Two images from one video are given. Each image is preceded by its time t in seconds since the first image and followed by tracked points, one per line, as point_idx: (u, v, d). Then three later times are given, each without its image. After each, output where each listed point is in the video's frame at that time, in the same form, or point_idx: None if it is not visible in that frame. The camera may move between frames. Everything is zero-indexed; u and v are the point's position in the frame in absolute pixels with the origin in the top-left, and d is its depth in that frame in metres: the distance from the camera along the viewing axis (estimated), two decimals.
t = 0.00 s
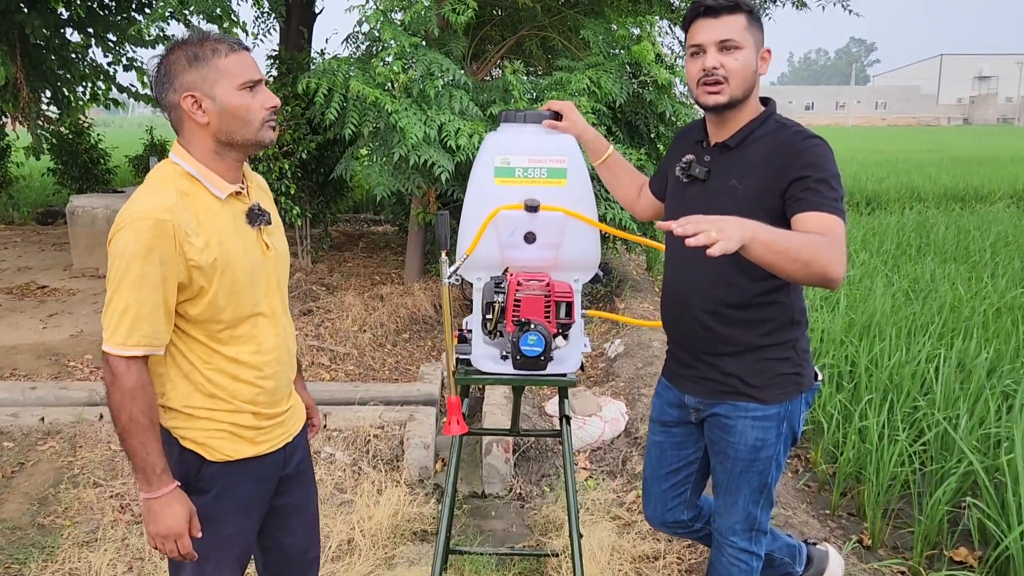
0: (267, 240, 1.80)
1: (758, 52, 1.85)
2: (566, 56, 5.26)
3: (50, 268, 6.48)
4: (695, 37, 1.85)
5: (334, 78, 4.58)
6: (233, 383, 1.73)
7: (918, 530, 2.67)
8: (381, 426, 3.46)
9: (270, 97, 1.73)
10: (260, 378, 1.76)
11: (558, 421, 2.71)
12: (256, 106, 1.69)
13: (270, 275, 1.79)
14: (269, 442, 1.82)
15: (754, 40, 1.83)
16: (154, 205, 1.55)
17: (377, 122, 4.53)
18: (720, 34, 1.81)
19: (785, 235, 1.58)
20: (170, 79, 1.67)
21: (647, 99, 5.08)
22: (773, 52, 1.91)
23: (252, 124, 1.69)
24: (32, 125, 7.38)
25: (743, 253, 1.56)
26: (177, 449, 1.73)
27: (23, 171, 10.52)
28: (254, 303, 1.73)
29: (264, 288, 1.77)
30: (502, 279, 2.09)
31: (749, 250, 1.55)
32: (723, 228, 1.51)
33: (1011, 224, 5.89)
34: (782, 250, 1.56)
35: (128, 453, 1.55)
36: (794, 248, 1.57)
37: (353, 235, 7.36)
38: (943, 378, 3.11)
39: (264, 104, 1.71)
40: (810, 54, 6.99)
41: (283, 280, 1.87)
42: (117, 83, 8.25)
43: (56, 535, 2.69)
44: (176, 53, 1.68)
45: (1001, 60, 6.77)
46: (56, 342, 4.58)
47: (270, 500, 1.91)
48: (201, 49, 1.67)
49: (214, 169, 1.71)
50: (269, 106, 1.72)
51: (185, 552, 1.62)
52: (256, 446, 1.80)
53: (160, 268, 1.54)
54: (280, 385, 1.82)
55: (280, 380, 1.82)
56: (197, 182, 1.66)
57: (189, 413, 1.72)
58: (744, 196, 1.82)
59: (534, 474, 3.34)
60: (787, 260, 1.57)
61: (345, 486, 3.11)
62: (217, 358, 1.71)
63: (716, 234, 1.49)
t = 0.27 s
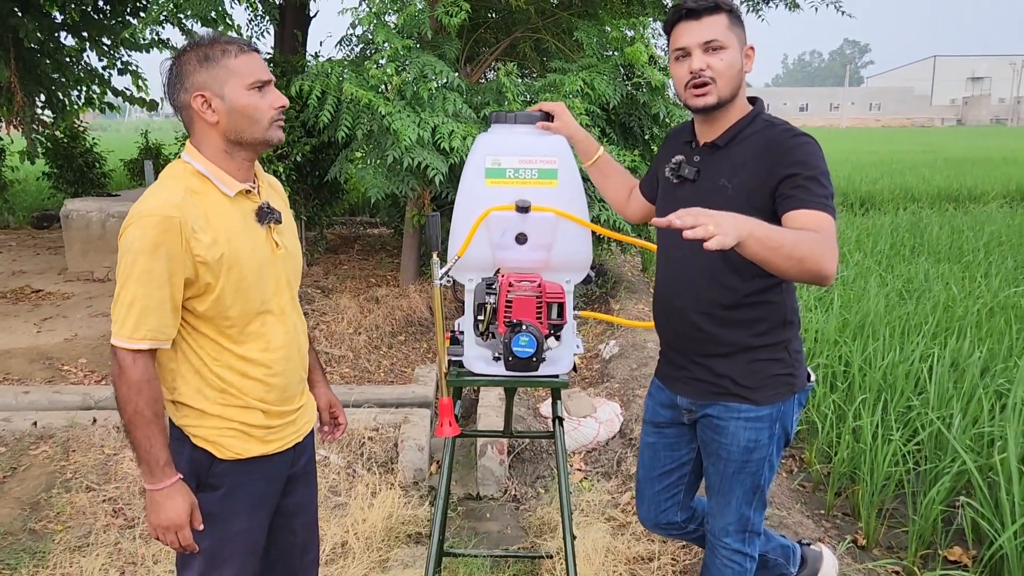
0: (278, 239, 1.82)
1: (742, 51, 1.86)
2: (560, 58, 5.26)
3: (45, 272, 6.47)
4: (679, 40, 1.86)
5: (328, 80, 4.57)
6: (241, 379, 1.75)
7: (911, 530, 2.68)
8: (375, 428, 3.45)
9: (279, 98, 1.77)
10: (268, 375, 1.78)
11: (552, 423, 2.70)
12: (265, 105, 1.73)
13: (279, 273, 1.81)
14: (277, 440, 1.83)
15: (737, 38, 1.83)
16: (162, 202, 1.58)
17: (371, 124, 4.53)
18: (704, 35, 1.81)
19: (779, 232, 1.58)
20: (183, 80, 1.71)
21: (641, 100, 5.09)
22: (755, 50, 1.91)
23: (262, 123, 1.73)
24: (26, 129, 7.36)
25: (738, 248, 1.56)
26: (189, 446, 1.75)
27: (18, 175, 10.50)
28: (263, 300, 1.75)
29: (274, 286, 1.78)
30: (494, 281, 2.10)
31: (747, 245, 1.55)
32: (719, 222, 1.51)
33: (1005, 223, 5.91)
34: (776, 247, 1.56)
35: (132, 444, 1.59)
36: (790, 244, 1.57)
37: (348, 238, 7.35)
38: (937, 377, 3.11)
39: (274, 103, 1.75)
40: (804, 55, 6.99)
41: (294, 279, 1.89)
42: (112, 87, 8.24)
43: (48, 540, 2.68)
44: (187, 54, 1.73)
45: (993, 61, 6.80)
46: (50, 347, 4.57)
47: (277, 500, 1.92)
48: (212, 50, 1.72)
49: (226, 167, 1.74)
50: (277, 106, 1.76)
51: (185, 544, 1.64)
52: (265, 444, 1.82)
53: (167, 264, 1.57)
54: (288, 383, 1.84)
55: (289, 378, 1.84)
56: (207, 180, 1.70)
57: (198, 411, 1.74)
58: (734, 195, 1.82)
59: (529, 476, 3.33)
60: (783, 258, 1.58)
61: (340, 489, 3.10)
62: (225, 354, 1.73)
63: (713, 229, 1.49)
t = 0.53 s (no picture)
0: (286, 240, 1.81)
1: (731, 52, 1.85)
2: (554, 60, 5.26)
3: (38, 278, 6.44)
4: (667, 47, 1.85)
5: (321, 83, 4.56)
6: (249, 379, 1.74)
7: (908, 531, 2.67)
8: (370, 431, 3.44)
9: (291, 105, 1.77)
10: (276, 375, 1.77)
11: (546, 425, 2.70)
12: (277, 112, 1.73)
13: (288, 273, 1.80)
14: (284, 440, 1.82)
15: (726, 41, 1.83)
16: (171, 201, 1.59)
17: (364, 127, 4.52)
18: (693, 41, 1.80)
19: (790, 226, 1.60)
20: (197, 81, 1.72)
21: (636, 102, 5.09)
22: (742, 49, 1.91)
23: (272, 128, 1.73)
24: (20, 134, 7.34)
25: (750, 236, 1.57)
26: (198, 445, 1.75)
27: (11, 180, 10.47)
28: (271, 300, 1.74)
29: (282, 286, 1.78)
30: (487, 283, 2.09)
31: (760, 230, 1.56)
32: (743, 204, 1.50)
33: (1000, 223, 5.92)
34: (787, 240, 1.58)
35: (143, 439, 1.59)
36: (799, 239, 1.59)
37: (343, 241, 7.34)
38: (932, 378, 3.10)
39: (285, 111, 1.75)
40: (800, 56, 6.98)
41: (303, 280, 1.89)
42: (105, 91, 8.23)
43: (41, 546, 2.66)
44: (205, 56, 1.73)
45: (988, 61, 6.79)
46: (43, 352, 4.54)
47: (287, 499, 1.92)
48: (229, 53, 1.73)
49: (235, 169, 1.75)
50: (289, 113, 1.76)
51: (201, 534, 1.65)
52: (273, 444, 1.81)
53: (175, 261, 1.57)
54: (296, 382, 1.83)
55: (296, 378, 1.83)
56: (215, 181, 1.70)
57: (207, 411, 1.74)
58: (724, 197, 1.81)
59: (525, 479, 3.32)
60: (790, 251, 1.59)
61: (334, 493, 3.09)
62: (234, 353, 1.73)
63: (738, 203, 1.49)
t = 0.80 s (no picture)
0: (296, 246, 1.82)
1: (704, 64, 1.83)
2: (550, 65, 5.28)
3: (35, 284, 6.43)
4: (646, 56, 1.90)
5: (317, 88, 4.57)
6: (257, 381, 1.76)
7: (904, 532, 2.68)
8: (368, 436, 3.44)
9: (309, 120, 1.78)
10: (284, 378, 1.78)
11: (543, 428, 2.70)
12: (294, 126, 1.74)
13: (297, 279, 1.81)
14: (291, 442, 1.83)
15: (696, 53, 1.81)
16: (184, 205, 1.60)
17: (361, 132, 4.53)
18: (657, 54, 1.85)
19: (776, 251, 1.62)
20: (221, 88, 1.73)
21: (631, 106, 5.11)
22: (729, 55, 1.85)
23: (289, 142, 1.74)
24: (16, 140, 7.34)
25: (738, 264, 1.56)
26: (207, 443, 1.76)
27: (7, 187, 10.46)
28: (280, 305, 1.75)
29: (291, 291, 1.79)
30: (483, 287, 2.10)
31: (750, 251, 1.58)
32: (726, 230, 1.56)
33: (995, 225, 5.95)
34: (778, 261, 1.58)
35: (153, 436, 1.61)
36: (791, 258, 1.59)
37: (340, 246, 7.34)
38: (928, 380, 3.12)
39: (303, 126, 1.76)
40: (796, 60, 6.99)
41: (313, 286, 1.90)
42: (102, 97, 8.23)
43: (38, 553, 2.66)
44: (232, 64, 1.75)
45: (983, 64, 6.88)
46: (40, 358, 4.54)
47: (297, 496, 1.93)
48: (255, 64, 1.74)
49: (251, 177, 1.76)
50: (306, 128, 1.77)
51: (207, 531, 1.66)
52: (280, 444, 1.82)
53: (187, 265, 1.58)
54: (304, 385, 1.84)
55: (304, 381, 1.84)
56: (229, 188, 1.71)
57: (216, 412, 1.75)
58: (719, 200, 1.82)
59: (522, 483, 3.33)
60: (785, 270, 1.59)
61: (332, 498, 3.09)
62: (243, 356, 1.74)
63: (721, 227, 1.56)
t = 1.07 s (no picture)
0: (300, 254, 1.84)
1: (687, 76, 1.85)
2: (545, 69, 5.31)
3: (30, 289, 6.43)
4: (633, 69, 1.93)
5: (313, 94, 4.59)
6: (261, 385, 1.77)
7: (897, 533, 2.71)
8: (365, 440, 3.45)
9: (321, 135, 1.80)
10: (289, 382, 1.80)
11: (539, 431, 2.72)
12: (307, 139, 1.76)
13: (301, 285, 1.83)
14: (295, 444, 1.85)
15: (678, 65, 1.83)
16: (191, 214, 1.61)
17: (356, 137, 4.56)
18: (640, 67, 1.87)
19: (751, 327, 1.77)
20: (239, 97, 1.75)
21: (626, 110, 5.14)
22: (714, 66, 1.85)
23: (300, 155, 1.77)
24: (11, 145, 7.35)
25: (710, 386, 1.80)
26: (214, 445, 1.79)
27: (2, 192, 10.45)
28: (284, 312, 1.77)
29: (295, 297, 1.81)
30: (479, 291, 2.12)
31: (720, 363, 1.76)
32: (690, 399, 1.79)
33: (988, 228, 5.99)
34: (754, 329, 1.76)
35: (158, 437, 1.63)
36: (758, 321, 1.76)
37: (337, 250, 7.36)
38: (920, 383, 3.14)
39: (315, 141, 1.78)
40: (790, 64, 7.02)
41: (315, 292, 1.92)
42: (97, 102, 8.24)
43: (36, 557, 2.67)
44: (251, 75, 1.77)
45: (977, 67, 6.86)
46: (36, 363, 4.54)
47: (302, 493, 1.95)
48: (275, 78, 1.77)
49: (260, 187, 1.77)
50: (318, 143, 1.79)
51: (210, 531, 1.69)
52: (285, 443, 1.83)
53: (195, 272, 1.59)
54: (307, 389, 1.86)
55: (307, 385, 1.86)
56: (237, 197, 1.72)
57: (222, 414, 1.77)
58: (708, 209, 1.84)
59: (519, 486, 3.35)
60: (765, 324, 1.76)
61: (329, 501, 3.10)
62: (248, 360, 1.75)
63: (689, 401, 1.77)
